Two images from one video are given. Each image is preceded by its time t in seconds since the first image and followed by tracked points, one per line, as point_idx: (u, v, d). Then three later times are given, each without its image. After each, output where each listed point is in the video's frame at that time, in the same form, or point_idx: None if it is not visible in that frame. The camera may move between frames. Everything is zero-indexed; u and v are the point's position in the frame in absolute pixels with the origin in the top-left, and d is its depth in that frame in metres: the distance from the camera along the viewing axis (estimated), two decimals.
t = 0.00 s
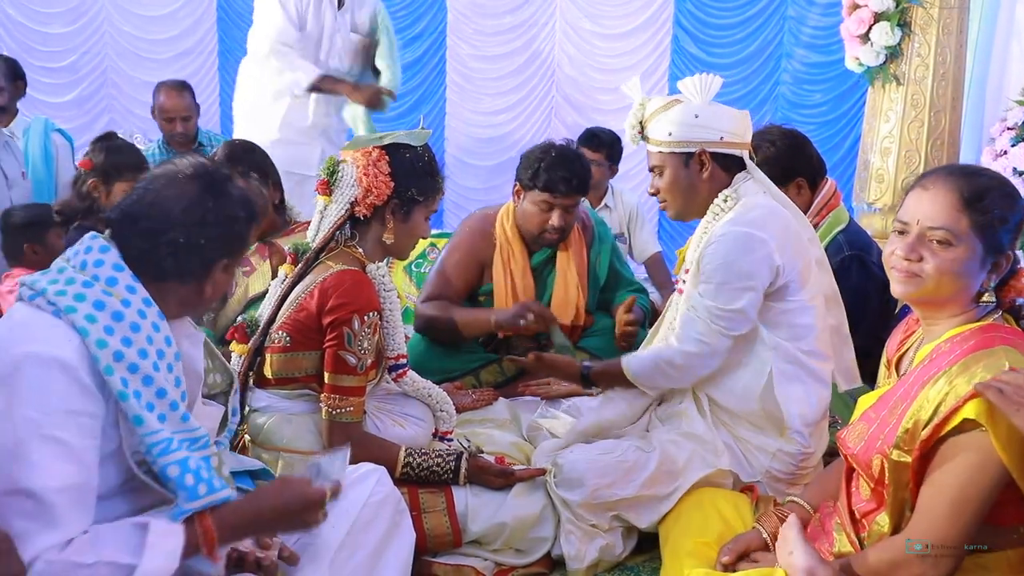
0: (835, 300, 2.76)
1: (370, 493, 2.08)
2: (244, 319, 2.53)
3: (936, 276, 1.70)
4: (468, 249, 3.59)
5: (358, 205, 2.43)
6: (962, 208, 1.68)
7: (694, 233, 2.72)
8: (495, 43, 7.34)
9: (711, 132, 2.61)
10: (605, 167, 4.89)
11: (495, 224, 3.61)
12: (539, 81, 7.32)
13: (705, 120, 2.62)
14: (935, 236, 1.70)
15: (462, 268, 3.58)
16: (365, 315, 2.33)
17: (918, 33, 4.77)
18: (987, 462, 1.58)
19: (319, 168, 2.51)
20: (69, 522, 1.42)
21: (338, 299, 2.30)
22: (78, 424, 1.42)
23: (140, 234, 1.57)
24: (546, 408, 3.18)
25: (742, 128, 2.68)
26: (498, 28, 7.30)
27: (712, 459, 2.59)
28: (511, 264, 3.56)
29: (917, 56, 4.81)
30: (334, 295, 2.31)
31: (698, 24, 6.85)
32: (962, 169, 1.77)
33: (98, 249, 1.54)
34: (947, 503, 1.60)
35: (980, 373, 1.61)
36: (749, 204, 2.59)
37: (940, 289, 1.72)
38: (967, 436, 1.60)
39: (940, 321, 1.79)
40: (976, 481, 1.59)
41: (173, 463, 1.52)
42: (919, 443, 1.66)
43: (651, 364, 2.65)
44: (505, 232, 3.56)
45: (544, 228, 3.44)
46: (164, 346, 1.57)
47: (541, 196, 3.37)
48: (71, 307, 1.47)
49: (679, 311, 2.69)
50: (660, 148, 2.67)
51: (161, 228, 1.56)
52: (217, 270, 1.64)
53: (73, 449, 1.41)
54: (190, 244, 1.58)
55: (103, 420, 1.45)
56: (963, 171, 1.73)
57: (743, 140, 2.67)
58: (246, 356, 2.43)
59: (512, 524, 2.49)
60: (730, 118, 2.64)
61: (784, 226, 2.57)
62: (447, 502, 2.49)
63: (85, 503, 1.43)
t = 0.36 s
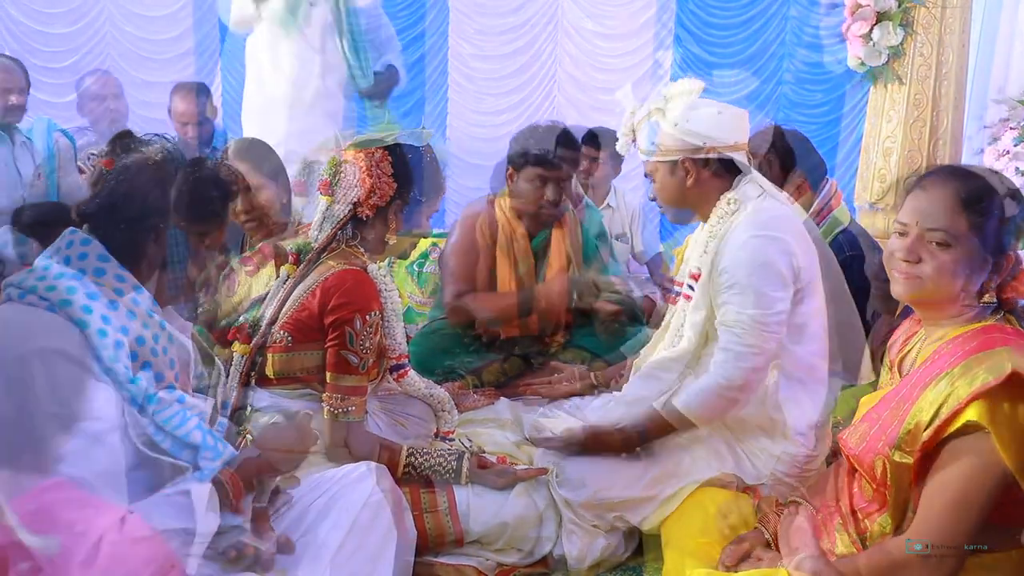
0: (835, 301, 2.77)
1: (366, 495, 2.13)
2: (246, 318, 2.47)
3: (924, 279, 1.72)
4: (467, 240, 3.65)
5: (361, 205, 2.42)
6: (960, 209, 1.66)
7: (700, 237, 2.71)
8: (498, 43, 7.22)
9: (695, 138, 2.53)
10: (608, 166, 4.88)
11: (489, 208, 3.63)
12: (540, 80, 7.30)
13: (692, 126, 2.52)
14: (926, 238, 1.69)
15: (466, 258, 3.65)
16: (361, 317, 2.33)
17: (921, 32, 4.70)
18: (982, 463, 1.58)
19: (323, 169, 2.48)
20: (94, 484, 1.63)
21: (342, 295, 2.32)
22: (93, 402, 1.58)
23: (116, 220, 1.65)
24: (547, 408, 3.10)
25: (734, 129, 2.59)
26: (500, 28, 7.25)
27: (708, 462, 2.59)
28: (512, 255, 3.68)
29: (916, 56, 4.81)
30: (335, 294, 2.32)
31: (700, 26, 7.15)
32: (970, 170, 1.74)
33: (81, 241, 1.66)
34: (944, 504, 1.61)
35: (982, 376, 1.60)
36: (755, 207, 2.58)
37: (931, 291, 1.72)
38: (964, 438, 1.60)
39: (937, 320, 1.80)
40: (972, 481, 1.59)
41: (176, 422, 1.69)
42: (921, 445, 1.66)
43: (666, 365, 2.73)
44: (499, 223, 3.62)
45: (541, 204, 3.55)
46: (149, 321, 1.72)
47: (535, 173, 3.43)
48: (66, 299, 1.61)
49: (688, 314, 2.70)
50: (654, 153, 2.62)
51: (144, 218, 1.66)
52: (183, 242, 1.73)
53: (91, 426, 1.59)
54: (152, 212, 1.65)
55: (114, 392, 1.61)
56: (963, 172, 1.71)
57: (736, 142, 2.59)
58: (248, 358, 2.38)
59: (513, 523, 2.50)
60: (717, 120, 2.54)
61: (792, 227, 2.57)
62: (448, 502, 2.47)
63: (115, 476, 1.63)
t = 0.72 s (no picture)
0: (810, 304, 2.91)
1: (366, 492, 2.10)
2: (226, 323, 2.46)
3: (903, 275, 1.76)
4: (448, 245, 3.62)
5: (335, 203, 2.40)
6: (952, 206, 1.69)
7: (697, 234, 2.73)
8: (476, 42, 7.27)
9: (684, 140, 2.63)
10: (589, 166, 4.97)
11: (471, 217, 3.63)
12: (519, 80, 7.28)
13: (681, 126, 2.64)
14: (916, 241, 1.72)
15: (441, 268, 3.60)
16: (372, 307, 2.39)
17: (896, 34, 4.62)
18: (967, 460, 1.61)
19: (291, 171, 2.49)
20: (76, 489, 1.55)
21: (336, 297, 2.34)
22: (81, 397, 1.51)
23: (106, 213, 1.64)
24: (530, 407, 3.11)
25: (728, 131, 2.60)
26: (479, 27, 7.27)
27: (691, 463, 2.62)
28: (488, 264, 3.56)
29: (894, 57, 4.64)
30: (331, 295, 2.33)
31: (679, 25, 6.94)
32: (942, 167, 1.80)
33: (72, 241, 1.61)
34: (936, 499, 1.63)
35: (961, 375, 1.63)
36: (754, 209, 2.58)
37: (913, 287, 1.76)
38: (951, 437, 1.62)
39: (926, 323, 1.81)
40: (958, 481, 1.61)
41: (167, 415, 1.69)
42: (903, 444, 1.68)
43: (660, 368, 2.75)
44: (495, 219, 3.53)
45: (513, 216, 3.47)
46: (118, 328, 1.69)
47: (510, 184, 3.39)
48: (36, 304, 1.54)
49: (680, 314, 2.73)
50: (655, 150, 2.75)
51: (130, 205, 1.66)
52: (159, 243, 1.75)
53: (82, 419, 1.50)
54: (140, 206, 1.68)
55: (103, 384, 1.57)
56: (930, 170, 1.77)
57: (724, 144, 2.60)
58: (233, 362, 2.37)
59: (493, 524, 2.50)
60: (706, 125, 2.60)
61: (791, 233, 2.55)
62: (429, 500, 2.46)
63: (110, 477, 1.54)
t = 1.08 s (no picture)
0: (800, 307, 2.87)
1: (361, 493, 2.09)
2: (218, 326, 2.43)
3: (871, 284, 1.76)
4: (441, 235, 3.67)
5: (324, 203, 2.38)
6: (896, 212, 1.72)
7: (686, 235, 2.71)
8: (472, 41, 7.29)
9: (675, 141, 2.64)
10: (584, 168, 4.99)
11: (465, 210, 3.74)
12: (516, 80, 7.33)
13: (673, 128, 2.64)
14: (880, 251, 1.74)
15: (438, 257, 3.66)
16: (366, 304, 2.36)
17: (891, 33, 4.60)
18: (971, 459, 1.58)
19: (278, 172, 2.42)
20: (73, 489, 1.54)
21: (330, 292, 2.31)
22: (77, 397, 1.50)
23: (104, 215, 1.61)
24: (526, 407, 3.12)
25: (718, 130, 2.59)
26: (474, 26, 7.26)
27: (687, 463, 2.61)
28: (482, 252, 3.65)
29: (890, 57, 4.64)
30: (324, 291, 2.31)
31: (677, 24, 6.88)
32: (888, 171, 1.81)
33: (65, 240, 1.60)
34: (942, 502, 1.60)
35: (959, 372, 1.62)
36: (743, 208, 2.58)
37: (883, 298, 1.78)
38: (959, 436, 1.59)
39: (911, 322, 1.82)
40: (967, 481, 1.58)
41: (165, 415, 1.67)
42: (901, 441, 1.67)
43: (652, 367, 2.72)
44: (489, 208, 3.65)
45: (506, 204, 3.58)
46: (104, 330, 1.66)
47: (501, 170, 3.54)
48: (30, 307, 1.54)
49: (671, 315, 2.72)
50: (645, 153, 2.75)
51: (128, 209, 1.64)
52: (156, 243, 1.72)
53: (80, 419, 1.49)
54: (135, 207, 1.65)
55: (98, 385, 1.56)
56: (873, 180, 1.79)
57: (717, 145, 2.60)
58: (223, 366, 2.39)
59: (491, 524, 2.49)
60: (698, 125, 2.59)
61: (784, 234, 2.55)
62: (425, 501, 2.46)
63: (100, 475, 1.53)
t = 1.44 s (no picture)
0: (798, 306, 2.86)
1: (360, 492, 2.10)
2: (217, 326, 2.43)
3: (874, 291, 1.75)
4: (432, 238, 3.69)
5: (322, 203, 2.38)
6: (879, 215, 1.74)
7: (681, 235, 2.71)
8: (470, 41, 7.29)
9: (664, 144, 2.63)
10: (584, 169, 4.98)
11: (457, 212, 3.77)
12: (514, 79, 7.33)
13: (658, 132, 2.64)
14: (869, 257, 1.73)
15: (429, 261, 3.68)
16: (360, 304, 2.34)
17: (889, 33, 4.60)
18: (984, 440, 1.57)
19: (278, 172, 2.43)
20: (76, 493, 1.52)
21: (323, 292, 2.30)
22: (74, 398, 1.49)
23: (105, 214, 1.61)
24: (524, 408, 3.13)
25: (707, 129, 2.58)
26: (472, 26, 7.26)
27: (685, 464, 2.61)
28: (474, 253, 3.66)
29: (888, 57, 4.63)
30: (318, 292, 2.30)
31: (675, 23, 6.88)
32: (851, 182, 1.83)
33: (65, 241, 1.59)
34: (961, 485, 1.58)
35: (958, 355, 1.62)
36: (738, 207, 2.58)
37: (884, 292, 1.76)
38: (964, 416, 1.59)
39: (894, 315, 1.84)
40: (982, 464, 1.56)
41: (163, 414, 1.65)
42: (907, 429, 1.67)
43: (651, 369, 2.72)
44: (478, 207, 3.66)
45: (494, 203, 3.59)
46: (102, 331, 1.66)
47: (484, 169, 3.56)
48: (29, 307, 1.54)
49: (669, 315, 2.72)
50: (636, 159, 2.75)
51: (128, 208, 1.64)
52: (154, 245, 1.72)
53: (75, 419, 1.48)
54: (137, 208, 1.65)
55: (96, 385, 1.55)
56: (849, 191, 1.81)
57: (704, 142, 2.59)
58: (222, 366, 2.38)
59: (490, 524, 2.49)
60: (682, 125, 2.59)
61: (780, 233, 2.56)
62: (424, 500, 2.46)
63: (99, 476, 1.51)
